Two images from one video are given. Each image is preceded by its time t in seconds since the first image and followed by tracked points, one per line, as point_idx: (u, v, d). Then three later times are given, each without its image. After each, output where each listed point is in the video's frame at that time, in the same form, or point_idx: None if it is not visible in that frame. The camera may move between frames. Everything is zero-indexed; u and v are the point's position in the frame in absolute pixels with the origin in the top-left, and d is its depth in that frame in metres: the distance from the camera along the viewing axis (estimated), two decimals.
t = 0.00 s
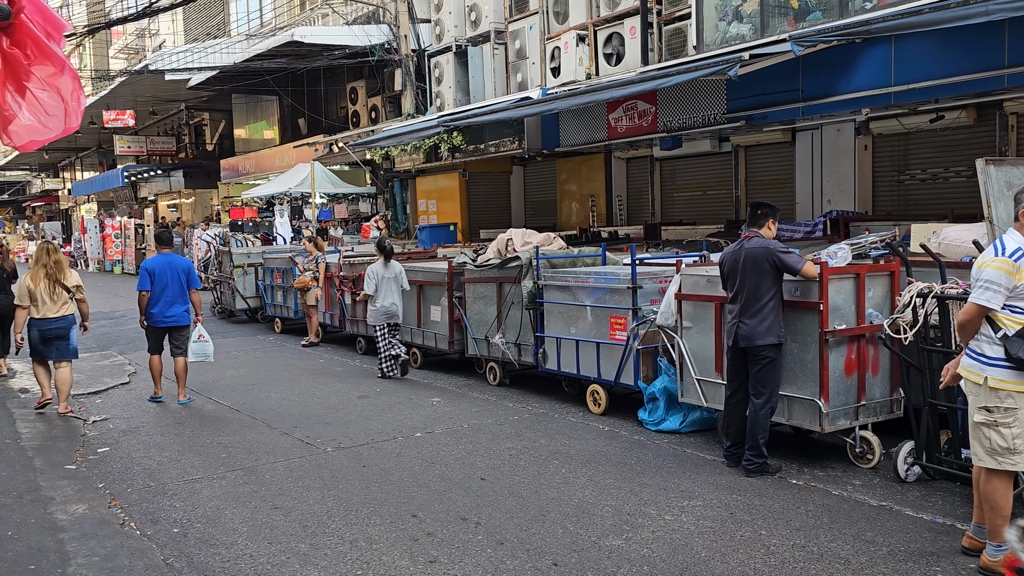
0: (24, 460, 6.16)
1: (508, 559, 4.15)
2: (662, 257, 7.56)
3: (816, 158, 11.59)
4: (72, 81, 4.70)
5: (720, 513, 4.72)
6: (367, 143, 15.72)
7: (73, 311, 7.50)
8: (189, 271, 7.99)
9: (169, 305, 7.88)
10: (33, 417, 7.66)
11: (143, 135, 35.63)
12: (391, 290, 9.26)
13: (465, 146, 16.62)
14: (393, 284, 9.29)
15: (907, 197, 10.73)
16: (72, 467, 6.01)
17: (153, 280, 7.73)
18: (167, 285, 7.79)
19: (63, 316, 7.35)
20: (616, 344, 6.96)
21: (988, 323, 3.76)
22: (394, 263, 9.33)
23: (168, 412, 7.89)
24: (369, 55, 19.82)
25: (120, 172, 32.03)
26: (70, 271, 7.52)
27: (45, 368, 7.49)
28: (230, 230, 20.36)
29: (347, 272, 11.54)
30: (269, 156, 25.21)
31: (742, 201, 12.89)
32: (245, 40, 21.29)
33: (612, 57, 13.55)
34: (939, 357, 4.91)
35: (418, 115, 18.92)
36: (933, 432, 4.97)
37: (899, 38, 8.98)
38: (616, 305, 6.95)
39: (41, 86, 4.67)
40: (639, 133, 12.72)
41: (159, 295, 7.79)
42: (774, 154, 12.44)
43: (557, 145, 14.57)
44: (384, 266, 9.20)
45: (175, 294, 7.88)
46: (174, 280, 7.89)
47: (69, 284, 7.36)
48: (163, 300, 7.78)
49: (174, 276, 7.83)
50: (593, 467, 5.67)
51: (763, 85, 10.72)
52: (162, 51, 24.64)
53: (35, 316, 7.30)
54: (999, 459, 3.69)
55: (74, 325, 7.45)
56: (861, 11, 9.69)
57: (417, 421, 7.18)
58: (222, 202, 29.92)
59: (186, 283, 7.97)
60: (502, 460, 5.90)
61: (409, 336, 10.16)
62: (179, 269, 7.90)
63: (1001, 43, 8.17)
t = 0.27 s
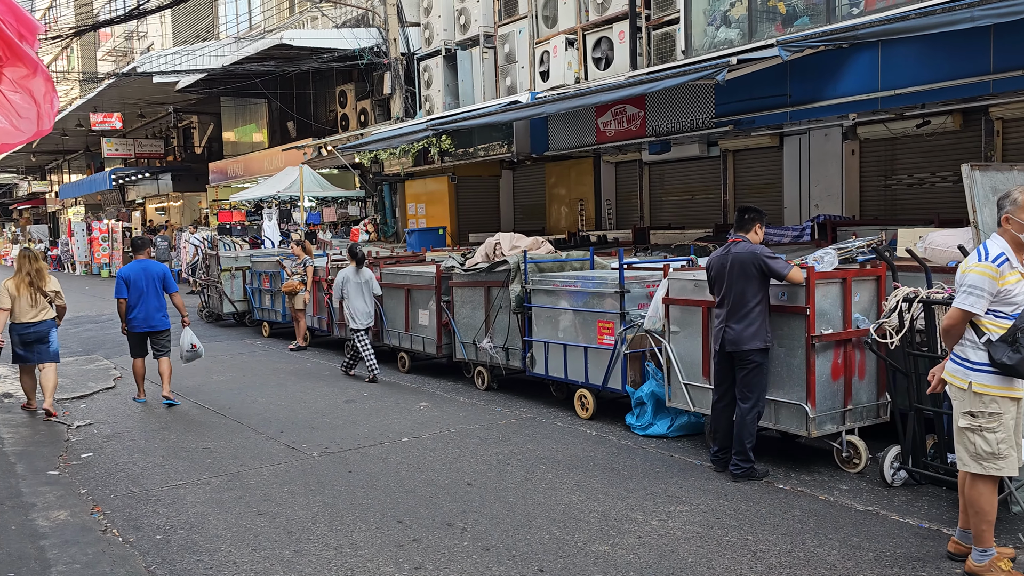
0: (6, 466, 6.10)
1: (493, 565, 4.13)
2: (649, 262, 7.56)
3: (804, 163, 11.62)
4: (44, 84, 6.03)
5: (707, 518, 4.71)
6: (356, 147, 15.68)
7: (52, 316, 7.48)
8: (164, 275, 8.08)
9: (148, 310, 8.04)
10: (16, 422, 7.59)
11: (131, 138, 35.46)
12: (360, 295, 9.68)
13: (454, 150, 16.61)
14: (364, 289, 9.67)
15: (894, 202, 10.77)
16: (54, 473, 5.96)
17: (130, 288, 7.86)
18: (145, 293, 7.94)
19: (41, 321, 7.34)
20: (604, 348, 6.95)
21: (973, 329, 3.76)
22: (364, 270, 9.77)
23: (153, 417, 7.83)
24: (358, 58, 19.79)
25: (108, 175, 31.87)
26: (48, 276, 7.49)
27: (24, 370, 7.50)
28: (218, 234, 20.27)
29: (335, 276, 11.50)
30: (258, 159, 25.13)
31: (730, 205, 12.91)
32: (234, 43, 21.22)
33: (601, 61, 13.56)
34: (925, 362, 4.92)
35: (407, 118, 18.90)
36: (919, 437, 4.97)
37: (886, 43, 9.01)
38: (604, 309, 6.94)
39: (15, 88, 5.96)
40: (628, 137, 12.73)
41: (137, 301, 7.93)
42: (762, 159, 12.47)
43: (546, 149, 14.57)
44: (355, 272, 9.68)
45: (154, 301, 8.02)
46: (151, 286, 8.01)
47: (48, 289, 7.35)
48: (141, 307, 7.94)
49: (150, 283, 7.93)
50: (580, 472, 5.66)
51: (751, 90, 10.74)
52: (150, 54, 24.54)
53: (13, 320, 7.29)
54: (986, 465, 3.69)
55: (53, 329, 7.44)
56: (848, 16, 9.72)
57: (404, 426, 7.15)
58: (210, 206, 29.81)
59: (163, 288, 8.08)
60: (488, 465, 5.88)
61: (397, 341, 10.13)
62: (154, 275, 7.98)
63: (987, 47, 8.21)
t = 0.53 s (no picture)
0: None
1: (475, 571, 4.10)
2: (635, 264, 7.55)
3: (789, 166, 11.65)
4: (12, 85, 6.49)
5: (691, 521, 4.71)
6: (341, 149, 15.62)
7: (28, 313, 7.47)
8: (137, 273, 8.43)
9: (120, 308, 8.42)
10: None
11: (115, 139, 35.21)
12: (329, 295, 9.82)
13: (441, 152, 16.57)
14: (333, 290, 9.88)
15: (878, 205, 10.82)
16: (32, 478, 5.89)
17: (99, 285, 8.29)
18: (113, 290, 8.32)
19: (16, 319, 7.30)
20: (589, 351, 6.94)
21: (953, 333, 3.77)
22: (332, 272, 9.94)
23: (135, 420, 7.77)
24: (344, 60, 19.71)
25: (92, 176, 31.64)
26: (24, 274, 7.45)
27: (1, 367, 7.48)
28: (203, 236, 20.15)
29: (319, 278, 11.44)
30: (243, 160, 24.99)
31: (715, 209, 12.94)
32: (219, 44, 21.11)
33: (587, 64, 13.56)
34: (908, 366, 4.92)
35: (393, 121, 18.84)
36: (902, 440, 4.99)
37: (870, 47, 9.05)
38: (589, 312, 6.93)
39: None
40: (614, 140, 12.73)
41: (109, 300, 8.36)
42: (747, 162, 12.50)
43: (532, 152, 14.56)
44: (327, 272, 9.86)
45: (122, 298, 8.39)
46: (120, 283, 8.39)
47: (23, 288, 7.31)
48: (114, 306, 8.36)
49: (118, 282, 8.30)
50: (564, 476, 5.64)
51: (736, 93, 10.77)
52: (134, 54, 24.37)
53: None
54: (966, 468, 3.69)
55: (28, 328, 7.41)
56: (832, 21, 9.76)
57: (388, 430, 7.11)
58: (196, 208, 29.65)
59: (135, 286, 8.44)
60: (472, 469, 5.85)
61: (382, 344, 10.08)
62: (125, 274, 8.35)
63: (969, 53, 8.26)
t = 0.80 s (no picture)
0: None
1: (457, 573, 4.09)
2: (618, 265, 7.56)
3: (771, 167, 11.70)
4: None
5: (673, 523, 4.71)
6: (324, 149, 15.53)
7: (6, 314, 7.37)
8: (122, 278, 8.36)
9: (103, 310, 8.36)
10: None
11: (95, 138, 34.90)
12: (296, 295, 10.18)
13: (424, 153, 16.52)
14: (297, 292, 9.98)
15: (860, 207, 10.89)
16: (9, 481, 5.82)
17: (83, 288, 8.22)
18: (96, 293, 8.24)
19: None
20: (572, 352, 6.94)
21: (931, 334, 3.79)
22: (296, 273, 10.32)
23: (114, 422, 7.69)
24: (328, 59, 19.62)
25: (72, 176, 31.34)
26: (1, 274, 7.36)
27: None
28: (185, 236, 20.01)
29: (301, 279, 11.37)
30: (225, 161, 24.85)
31: (698, 210, 12.98)
32: (201, 43, 20.96)
33: (571, 65, 13.57)
34: (888, 366, 4.90)
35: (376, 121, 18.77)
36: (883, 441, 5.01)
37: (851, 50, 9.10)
38: (572, 313, 6.93)
39: None
40: (598, 141, 12.74)
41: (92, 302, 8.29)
42: (730, 164, 12.55)
43: (516, 152, 14.56)
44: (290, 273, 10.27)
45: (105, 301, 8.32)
46: (105, 287, 8.31)
47: None
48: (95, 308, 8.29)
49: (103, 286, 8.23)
50: (547, 477, 5.63)
51: (719, 94, 10.80)
52: (115, 53, 24.15)
53: None
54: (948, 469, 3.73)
55: (6, 329, 7.33)
56: (814, 23, 9.82)
57: (371, 431, 7.08)
58: (177, 207, 29.44)
59: (118, 290, 8.37)
60: (455, 471, 5.83)
61: (365, 345, 10.04)
62: (109, 278, 8.30)
63: (949, 56, 8.32)
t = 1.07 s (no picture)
0: None
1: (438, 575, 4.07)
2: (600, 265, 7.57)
3: (751, 167, 11.76)
4: None
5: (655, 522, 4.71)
6: (305, 148, 15.43)
7: None
8: (107, 276, 8.56)
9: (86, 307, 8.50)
10: None
11: (72, 137, 34.51)
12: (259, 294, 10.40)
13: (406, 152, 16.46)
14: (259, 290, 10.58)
15: (839, 207, 10.97)
16: None
17: (68, 284, 8.37)
18: (82, 290, 8.41)
19: None
20: (554, 352, 6.94)
21: (910, 332, 3.80)
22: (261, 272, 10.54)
23: (91, 424, 7.61)
24: (308, 58, 19.50)
25: (49, 175, 30.98)
26: None
27: None
28: (163, 236, 19.83)
29: (282, 279, 11.28)
30: (204, 160, 24.66)
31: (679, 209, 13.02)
32: (180, 41, 20.77)
33: (552, 65, 13.57)
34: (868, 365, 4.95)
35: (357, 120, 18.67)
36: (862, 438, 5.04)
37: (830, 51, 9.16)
38: (554, 313, 6.91)
39: None
40: (579, 141, 12.75)
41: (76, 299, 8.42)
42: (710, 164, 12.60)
43: (497, 152, 14.54)
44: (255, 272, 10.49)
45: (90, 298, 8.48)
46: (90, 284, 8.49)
47: None
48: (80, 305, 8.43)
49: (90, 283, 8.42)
50: (529, 477, 5.62)
51: (699, 94, 10.84)
52: (92, 51, 23.87)
53: None
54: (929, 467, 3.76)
55: None
56: (794, 24, 9.87)
57: (352, 432, 7.04)
58: (156, 207, 29.18)
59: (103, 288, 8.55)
60: (437, 471, 5.81)
61: (346, 345, 9.98)
62: (95, 275, 8.48)
63: (926, 57, 8.38)
